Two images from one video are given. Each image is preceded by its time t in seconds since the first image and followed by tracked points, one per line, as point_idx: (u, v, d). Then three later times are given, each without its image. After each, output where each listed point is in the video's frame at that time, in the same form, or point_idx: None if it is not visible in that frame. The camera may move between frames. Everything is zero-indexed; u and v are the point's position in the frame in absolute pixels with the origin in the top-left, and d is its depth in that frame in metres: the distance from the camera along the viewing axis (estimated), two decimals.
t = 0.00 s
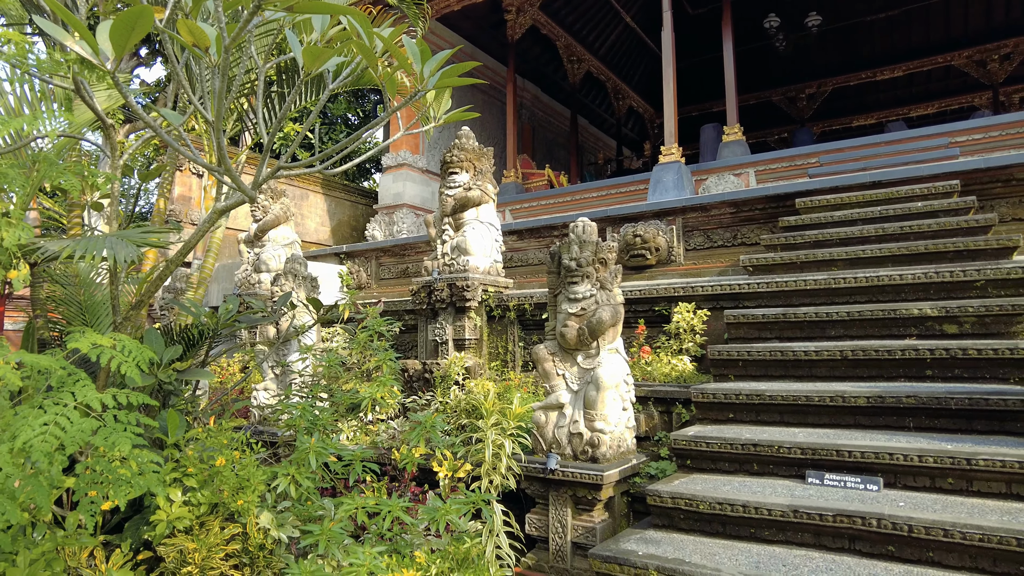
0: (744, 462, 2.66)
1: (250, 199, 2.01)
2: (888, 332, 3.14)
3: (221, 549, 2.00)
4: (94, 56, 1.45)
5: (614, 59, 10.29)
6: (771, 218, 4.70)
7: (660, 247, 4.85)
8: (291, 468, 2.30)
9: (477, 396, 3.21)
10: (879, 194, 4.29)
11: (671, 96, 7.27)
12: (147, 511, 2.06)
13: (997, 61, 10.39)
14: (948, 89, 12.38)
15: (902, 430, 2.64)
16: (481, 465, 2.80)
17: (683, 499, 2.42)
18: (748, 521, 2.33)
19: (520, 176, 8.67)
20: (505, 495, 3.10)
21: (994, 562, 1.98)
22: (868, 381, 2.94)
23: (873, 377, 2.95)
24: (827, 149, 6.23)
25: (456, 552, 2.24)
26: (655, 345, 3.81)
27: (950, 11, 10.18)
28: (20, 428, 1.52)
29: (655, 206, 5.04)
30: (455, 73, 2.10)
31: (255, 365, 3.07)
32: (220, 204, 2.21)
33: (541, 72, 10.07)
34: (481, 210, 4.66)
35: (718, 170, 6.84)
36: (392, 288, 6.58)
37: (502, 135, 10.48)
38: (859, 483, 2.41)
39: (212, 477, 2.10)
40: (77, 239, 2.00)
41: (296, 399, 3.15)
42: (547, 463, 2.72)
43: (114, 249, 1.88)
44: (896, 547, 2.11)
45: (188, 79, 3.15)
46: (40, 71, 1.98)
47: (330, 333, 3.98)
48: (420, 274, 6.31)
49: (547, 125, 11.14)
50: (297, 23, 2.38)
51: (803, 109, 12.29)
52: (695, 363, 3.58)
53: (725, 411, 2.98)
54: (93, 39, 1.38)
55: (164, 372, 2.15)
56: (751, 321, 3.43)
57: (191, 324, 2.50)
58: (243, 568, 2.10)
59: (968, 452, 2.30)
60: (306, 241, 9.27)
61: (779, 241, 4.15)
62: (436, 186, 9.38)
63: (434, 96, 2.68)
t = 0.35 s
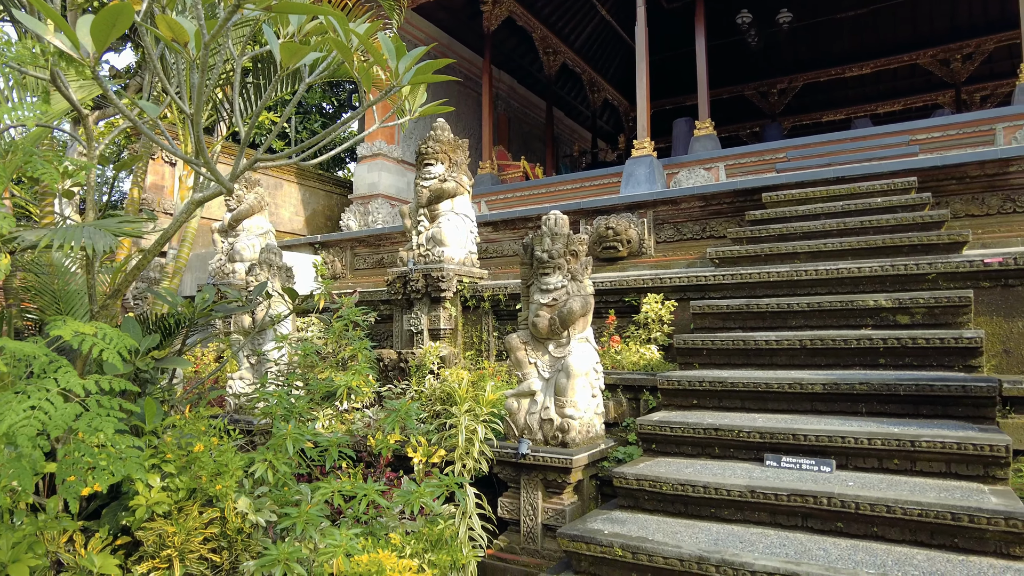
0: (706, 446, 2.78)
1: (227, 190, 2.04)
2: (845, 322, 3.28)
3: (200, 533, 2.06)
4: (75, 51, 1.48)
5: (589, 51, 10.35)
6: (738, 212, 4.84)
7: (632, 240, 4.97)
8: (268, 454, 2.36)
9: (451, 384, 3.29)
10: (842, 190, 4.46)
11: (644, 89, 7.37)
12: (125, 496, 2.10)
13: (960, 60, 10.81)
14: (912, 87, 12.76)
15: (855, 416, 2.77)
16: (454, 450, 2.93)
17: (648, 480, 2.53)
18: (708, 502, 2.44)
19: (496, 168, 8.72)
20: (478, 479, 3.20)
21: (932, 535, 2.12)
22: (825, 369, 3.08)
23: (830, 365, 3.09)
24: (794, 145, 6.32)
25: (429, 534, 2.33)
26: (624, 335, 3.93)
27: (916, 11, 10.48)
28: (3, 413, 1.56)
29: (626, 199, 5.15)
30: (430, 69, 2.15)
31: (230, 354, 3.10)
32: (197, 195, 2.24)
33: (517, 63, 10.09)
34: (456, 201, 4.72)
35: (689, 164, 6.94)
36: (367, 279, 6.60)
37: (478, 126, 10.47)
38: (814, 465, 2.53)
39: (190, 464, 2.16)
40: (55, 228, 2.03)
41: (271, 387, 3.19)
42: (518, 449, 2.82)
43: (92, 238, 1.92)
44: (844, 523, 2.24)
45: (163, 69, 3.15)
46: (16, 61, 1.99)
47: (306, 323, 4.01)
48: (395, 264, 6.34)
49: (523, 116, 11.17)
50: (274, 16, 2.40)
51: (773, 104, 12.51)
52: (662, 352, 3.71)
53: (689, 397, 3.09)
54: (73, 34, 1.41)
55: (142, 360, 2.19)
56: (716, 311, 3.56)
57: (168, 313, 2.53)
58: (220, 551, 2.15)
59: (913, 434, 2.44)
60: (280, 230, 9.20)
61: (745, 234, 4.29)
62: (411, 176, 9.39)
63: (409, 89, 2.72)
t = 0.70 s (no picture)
0: (676, 431, 2.92)
1: (217, 184, 2.09)
2: (808, 315, 3.45)
3: (189, 517, 2.12)
4: (74, 48, 1.53)
5: (565, 46, 10.42)
6: (708, 208, 5.01)
7: (606, 234, 5.12)
8: (255, 440, 2.41)
9: (432, 373, 3.38)
10: (807, 188, 4.65)
11: (618, 86, 7.49)
12: (116, 482, 2.15)
13: (922, 63, 11.21)
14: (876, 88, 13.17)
15: (814, 403, 2.94)
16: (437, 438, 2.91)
17: (620, 463, 2.67)
18: (677, 483, 2.58)
19: (472, 161, 8.77)
20: (456, 465, 3.32)
21: (881, 510, 2.29)
22: (788, 359, 3.24)
23: (793, 355, 3.25)
24: (763, 144, 6.43)
25: (413, 516, 2.43)
26: (598, 326, 4.07)
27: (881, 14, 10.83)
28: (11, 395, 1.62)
29: (601, 195, 5.28)
30: (415, 70, 2.23)
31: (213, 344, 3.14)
32: (185, 188, 2.27)
33: (494, 57, 10.14)
34: (434, 195, 4.80)
35: (661, 161, 7.07)
36: (343, 270, 6.61)
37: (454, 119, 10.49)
38: (775, 448, 2.68)
39: (178, 450, 2.23)
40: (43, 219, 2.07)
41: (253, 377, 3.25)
42: (497, 435, 2.94)
43: (82, 230, 1.95)
44: (803, 501, 2.40)
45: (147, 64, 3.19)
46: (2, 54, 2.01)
47: (286, 314, 4.05)
48: (372, 256, 6.37)
49: (499, 109, 11.23)
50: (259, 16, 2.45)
51: (744, 102, 12.74)
52: (634, 343, 3.86)
53: (659, 385, 3.24)
54: (75, 34, 1.47)
55: (131, 350, 2.25)
56: (685, 304, 3.70)
57: (151, 304, 2.57)
58: (209, 536, 2.21)
59: (867, 419, 2.61)
60: (255, 221, 9.13)
61: (715, 230, 4.45)
62: (388, 168, 9.39)
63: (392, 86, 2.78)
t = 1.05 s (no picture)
0: (643, 421, 3.06)
1: (206, 182, 2.21)
2: (767, 311, 3.62)
3: (176, 505, 2.19)
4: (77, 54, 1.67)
5: (538, 46, 10.50)
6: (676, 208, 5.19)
7: (577, 233, 5.27)
8: (239, 432, 2.47)
9: (409, 366, 3.47)
10: (770, 190, 4.87)
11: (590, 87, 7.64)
12: (101, 473, 2.21)
13: (880, 70, 11.69)
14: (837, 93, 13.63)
15: (773, 394, 3.09)
16: (415, 428, 3.09)
17: (591, 451, 2.80)
18: (644, 469, 2.72)
19: (445, 158, 8.82)
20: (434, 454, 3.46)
21: (833, 492, 2.46)
22: (749, 353, 3.39)
23: (754, 350, 3.41)
24: (728, 146, 6.66)
25: (394, 503, 2.53)
26: (570, 322, 4.21)
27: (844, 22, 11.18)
28: (18, 387, 1.81)
29: (573, 194, 5.42)
30: (399, 74, 2.33)
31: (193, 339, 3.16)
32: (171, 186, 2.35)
33: (467, 55, 10.17)
34: (410, 193, 4.86)
35: (631, 161, 7.21)
36: (316, 266, 6.61)
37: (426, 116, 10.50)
38: (736, 436, 2.83)
39: (163, 442, 2.30)
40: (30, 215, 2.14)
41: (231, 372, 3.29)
42: (473, 426, 3.06)
43: (70, 226, 2.04)
44: (761, 485, 2.55)
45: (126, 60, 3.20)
46: None
47: (262, 310, 4.08)
48: (346, 252, 6.39)
49: (471, 107, 11.29)
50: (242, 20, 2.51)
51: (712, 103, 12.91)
52: (605, 338, 4.00)
53: (628, 377, 3.39)
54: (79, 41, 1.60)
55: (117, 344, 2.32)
56: (653, 301, 3.86)
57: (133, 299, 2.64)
58: (192, 525, 2.26)
59: (821, 409, 2.77)
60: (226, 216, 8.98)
61: (681, 230, 4.62)
62: (360, 164, 9.37)
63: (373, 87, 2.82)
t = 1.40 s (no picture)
0: (606, 410, 3.17)
1: (178, 178, 2.29)
2: (724, 305, 3.76)
3: (146, 497, 2.24)
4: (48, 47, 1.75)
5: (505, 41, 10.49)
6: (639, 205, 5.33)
7: (543, 228, 5.37)
8: (209, 425, 2.51)
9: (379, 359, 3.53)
10: (729, 189, 5.03)
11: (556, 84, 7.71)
12: (69, 466, 2.24)
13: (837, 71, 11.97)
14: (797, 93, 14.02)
15: (729, 383, 3.20)
16: (386, 421, 3.10)
17: (556, 440, 2.91)
18: (606, 457, 2.83)
19: (412, 152, 8.78)
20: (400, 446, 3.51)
21: (783, 476, 2.56)
22: (707, 345, 3.51)
23: (711, 342, 3.53)
24: (690, 145, 6.79)
25: (364, 492, 2.59)
26: (536, 316, 4.31)
27: (802, 24, 11.35)
28: None
29: (539, 190, 5.52)
30: (369, 74, 2.44)
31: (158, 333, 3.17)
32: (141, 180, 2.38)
33: (434, 49, 10.13)
34: (378, 186, 4.88)
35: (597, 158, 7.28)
36: (281, 259, 6.56)
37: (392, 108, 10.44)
38: (693, 424, 2.95)
39: (132, 435, 2.34)
40: None
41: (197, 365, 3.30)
42: (441, 417, 3.13)
43: (38, 220, 2.04)
44: (716, 471, 2.65)
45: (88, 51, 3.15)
46: None
47: (228, 303, 4.08)
48: (312, 245, 6.36)
49: (438, 100, 11.25)
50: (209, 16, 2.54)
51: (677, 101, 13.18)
52: (570, 331, 4.11)
53: (591, 369, 3.51)
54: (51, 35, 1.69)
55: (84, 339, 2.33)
56: (616, 295, 3.98)
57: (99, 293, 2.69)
58: (163, 517, 2.32)
59: (773, 398, 2.89)
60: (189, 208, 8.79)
61: (644, 227, 4.75)
62: (326, 157, 9.28)
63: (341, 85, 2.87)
